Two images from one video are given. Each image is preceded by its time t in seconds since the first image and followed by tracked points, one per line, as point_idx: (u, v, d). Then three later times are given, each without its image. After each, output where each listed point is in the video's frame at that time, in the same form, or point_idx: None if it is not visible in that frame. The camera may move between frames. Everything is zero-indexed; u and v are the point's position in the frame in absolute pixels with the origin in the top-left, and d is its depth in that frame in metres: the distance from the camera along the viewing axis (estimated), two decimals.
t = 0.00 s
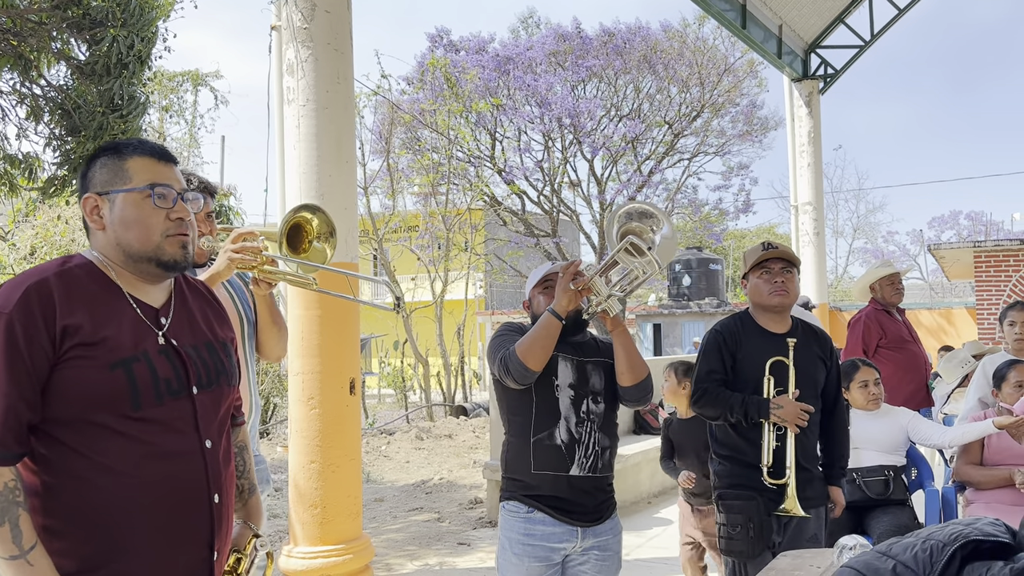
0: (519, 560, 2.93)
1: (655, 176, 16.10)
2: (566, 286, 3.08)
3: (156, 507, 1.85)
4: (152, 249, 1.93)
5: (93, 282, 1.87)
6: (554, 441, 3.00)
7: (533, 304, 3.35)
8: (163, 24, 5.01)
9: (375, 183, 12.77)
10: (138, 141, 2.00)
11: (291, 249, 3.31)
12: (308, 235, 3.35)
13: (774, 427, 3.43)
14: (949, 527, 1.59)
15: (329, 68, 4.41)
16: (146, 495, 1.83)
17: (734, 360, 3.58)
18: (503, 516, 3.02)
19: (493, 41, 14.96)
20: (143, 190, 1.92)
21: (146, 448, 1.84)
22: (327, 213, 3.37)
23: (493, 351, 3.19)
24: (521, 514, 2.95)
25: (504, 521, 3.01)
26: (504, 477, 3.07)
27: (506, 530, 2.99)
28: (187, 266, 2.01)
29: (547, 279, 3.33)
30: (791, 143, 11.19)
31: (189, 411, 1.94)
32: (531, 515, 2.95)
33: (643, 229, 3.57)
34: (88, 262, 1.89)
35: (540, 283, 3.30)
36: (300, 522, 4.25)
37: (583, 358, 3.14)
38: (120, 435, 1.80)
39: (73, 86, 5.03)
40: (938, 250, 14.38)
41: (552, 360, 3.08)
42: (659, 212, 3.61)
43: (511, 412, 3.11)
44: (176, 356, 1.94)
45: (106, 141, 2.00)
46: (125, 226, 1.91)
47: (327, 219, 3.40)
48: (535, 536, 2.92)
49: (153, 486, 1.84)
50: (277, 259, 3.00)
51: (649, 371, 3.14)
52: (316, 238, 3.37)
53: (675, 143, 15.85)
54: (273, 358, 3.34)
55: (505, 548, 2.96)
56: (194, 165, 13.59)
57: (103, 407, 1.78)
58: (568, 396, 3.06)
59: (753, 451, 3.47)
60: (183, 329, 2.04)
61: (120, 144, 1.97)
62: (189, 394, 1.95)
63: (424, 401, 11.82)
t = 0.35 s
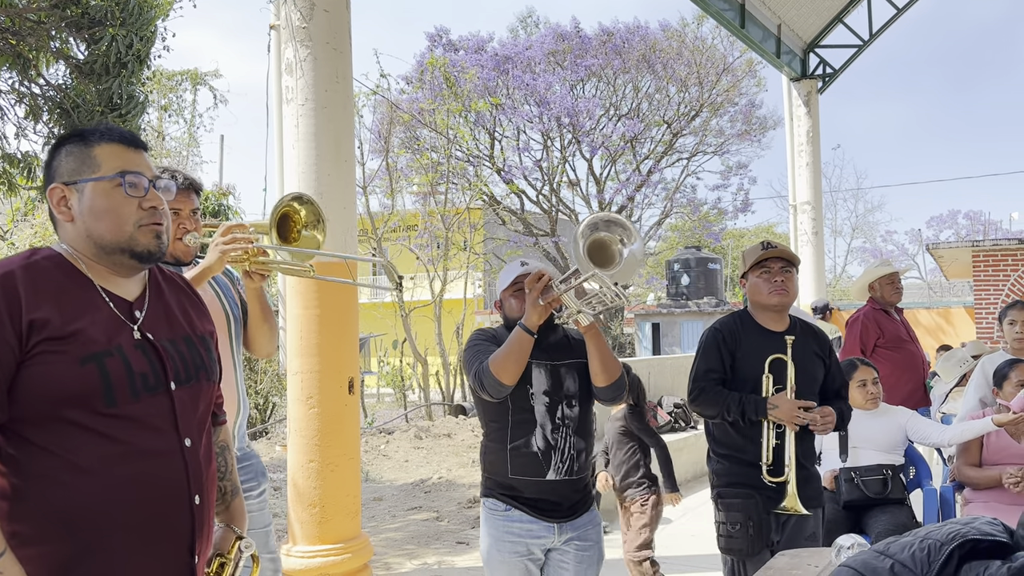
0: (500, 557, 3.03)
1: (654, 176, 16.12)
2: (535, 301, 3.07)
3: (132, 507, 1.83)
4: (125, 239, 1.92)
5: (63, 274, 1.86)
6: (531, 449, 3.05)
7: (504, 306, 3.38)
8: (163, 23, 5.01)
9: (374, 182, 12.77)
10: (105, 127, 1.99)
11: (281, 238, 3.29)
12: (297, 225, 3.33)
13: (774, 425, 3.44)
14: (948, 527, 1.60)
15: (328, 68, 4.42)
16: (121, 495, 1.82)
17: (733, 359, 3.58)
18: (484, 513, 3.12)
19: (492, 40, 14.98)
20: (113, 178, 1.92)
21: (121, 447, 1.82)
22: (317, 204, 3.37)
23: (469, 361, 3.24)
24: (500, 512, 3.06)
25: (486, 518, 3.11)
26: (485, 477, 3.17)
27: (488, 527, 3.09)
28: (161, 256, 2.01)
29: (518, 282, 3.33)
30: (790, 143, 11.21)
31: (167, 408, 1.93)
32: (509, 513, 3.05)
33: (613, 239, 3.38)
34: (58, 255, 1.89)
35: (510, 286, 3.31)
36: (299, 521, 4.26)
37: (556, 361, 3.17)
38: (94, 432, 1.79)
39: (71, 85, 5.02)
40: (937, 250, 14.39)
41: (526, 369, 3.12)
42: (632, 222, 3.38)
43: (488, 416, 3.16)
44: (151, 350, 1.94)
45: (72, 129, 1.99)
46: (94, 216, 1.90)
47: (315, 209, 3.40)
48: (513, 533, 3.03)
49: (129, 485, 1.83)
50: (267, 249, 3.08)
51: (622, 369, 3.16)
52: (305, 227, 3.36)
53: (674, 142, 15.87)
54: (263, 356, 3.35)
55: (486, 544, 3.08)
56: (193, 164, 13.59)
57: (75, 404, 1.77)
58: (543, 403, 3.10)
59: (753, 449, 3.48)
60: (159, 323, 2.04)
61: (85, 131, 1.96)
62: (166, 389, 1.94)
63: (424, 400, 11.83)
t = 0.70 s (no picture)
0: (491, 555, 3.03)
1: (654, 175, 16.12)
2: (520, 307, 3.01)
3: (124, 514, 1.84)
4: (107, 240, 1.93)
5: (46, 274, 1.85)
6: (518, 450, 3.06)
7: (482, 310, 3.43)
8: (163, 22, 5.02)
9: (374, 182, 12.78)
10: (78, 120, 1.97)
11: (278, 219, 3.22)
12: (294, 206, 3.27)
13: (776, 421, 3.44)
14: (947, 526, 1.60)
15: (328, 67, 4.42)
16: (112, 503, 1.82)
17: (732, 358, 3.59)
18: (470, 513, 3.13)
19: (492, 39, 14.99)
20: (92, 176, 1.91)
21: (112, 454, 1.82)
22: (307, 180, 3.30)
23: (451, 368, 3.23)
24: (489, 510, 3.06)
25: (472, 520, 3.11)
26: (471, 479, 3.17)
27: (473, 527, 3.10)
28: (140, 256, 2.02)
29: (495, 287, 3.35)
30: (790, 142, 11.22)
31: (156, 415, 1.93)
32: (497, 510, 3.06)
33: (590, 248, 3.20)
34: (36, 254, 1.87)
35: (488, 291, 3.35)
36: (299, 520, 4.26)
37: (537, 363, 3.19)
38: (86, 441, 1.78)
39: (71, 84, 5.02)
40: (937, 249, 14.39)
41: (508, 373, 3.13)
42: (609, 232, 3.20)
43: (472, 422, 3.18)
44: (139, 354, 1.94)
45: (43, 121, 1.96)
46: (74, 216, 1.90)
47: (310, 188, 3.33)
48: (502, 529, 3.03)
49: (121, 493, 1.83)
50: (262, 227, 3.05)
51: (603, 368, 3.22)
52: (303, 207, 3.30)
53: (674, 142, 15.88)
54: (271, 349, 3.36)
55: (473, 542, 3.08)
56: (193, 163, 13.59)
57: (66, 412, 1.76)
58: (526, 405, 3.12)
59: (752, 448, 3.48)
60: (140, 325, 2.04)
61: (58, 125, 1.94)
62: (155, 395, 1.94)
63: (424, 399, 11.85)
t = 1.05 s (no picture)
0: (490, 553, 3.04)
1: (655, 175, 16.11)
2: (514, 286, 3.06)
3: (128, 516, 1.84)
4: (109, 241, 1.93)
5: (45, 274, 1.84)
6: (513, 439, 3.08)
7: (479, 307, 3.45)
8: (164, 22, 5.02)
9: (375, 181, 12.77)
10: (79, 119, 1.97)
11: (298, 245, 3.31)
12: (316, 231, 3.36)
13: (775, 421, 3.44)
14: (950, 525, 1.60)
15: (329, 66, 4.41)
16: (118, 505, 1.82)
17: (733, 359, 3.58)
18: (467, 510, 3.12)
19: (493, 39, 15.00)
20: (96, 176, 1.91)
21: (116, 456, 1.83)
22: (332, 207, 3.35)
23: (446, 353, 3.22)
24: (485, 508, 3.05)
25: (468, 517, 3.10)
26: (467, 474, 3.17)
27: (470, 524, 3.09)
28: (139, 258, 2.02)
29: (490, 282, 3.39)
30: (791, 141, 11.24)
31: (158, 416, 1.94)
32: (494, 509, 3.05)
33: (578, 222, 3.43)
34: (34, 253, 1.87)
35: (483, 287, 3.37)
36: (300, 519, 4.26)
37: (532, 353, 3.21)
38: (89, 443, 1.78)
39: (72, 84, 5.03)
40: (937, 248, 14.36)
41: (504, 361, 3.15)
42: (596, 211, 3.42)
43: (468, 417, 3.16)
44: (140, 356, 1.94)
45: (43, 119, 1.95)
46: (75, 216, 1.90)
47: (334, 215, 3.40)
48: (501, 527, 3.03)
49: (126, 495, 1.84)
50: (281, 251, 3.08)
51: (599, 356, 3.24)
52: (323, 233, 3.37)
53: (674, 141, 15.87)
54: (272, 360, 3.35)
55: (472, 540, 3.06)
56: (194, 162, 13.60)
57: (70, 415, 1.76)
58: (521, 394, 3.13)
59: (752, 448, 3.48)
60: (140, 326, 2.04)
61: (60, 123, 1.93)
62: (157, 397, 1.94)
63: (424, 398, 11.84)
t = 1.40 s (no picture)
0: (496, 551, 3.04)
1: (656, 174, 16.10)
2: (520, 296, 3.04)
3: (155, 508, 1.83)
4: (131, 239, 1.93)
5: (69, 271, 1.83)
6: (522, 442, 3.08)
7: (483, 307, 3.45)
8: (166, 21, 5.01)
9: (376, 180, 12.80)
10: (104, 120, 1.96)
11: (313, 250, 3.32)
12: (332, 237, 3.37)
13: (779, 421, 3.44)
14: (956, 524, 1.59)
15: (330, 65, 4.41)
16: (143, 499, 1.81)
17: (737, 358, 3.58)
18: (473, 508, 3.11)
19: (494, 38, 14.98)
20: (119, 176, 1.91)
21: (140, 448, 1.82)
22: (350, 215, 3.38)
23: (456, 360, 3.22)
24: (494, 506, 3.05)
25: (474, 515, 3.10)
26: (474, 473, 3.16)
27: (477, 522, 3.08)
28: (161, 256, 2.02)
29: (495, 284, 3.39)
30: (792, 141, 11.24)
31: (182, 408, 1.93)
32: (502, 507, 3.05)
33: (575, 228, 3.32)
34: (60, 252, 1.86)
35: (487, 287, 3.37)
36: (302, 518, 4.27)
37: (540, 355, 3.21)
38: (112, 436, 1.77)
39: (73, 83, 5.04)
40: (939, 248, 14.35)
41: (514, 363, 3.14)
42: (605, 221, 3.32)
43: (475, 418, 3.17)
44: (163, 349, 1.93)
45: (67, 119, 1.95)
46: (100, 215, 1.89)
47: (351, 223, 3.42)
48: (509, 524, 3.03)
49: (151, 488, 1.83)
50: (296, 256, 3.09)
51: (604, 358, 3.25)
52: (339, 239, 3.38)
53: (676, 140, 15.86)
54: (284, 360, 3.35)
55: (481, 538, 3.06)
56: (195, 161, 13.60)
57: (94, 408, 1.75)
58: (531, 397, 3.14)
59: (756, 447, 3.48)
60: (164, 320, 2.04)
61: (84, 124, 1.93)
62: (180, 389, 1.93)
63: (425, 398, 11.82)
